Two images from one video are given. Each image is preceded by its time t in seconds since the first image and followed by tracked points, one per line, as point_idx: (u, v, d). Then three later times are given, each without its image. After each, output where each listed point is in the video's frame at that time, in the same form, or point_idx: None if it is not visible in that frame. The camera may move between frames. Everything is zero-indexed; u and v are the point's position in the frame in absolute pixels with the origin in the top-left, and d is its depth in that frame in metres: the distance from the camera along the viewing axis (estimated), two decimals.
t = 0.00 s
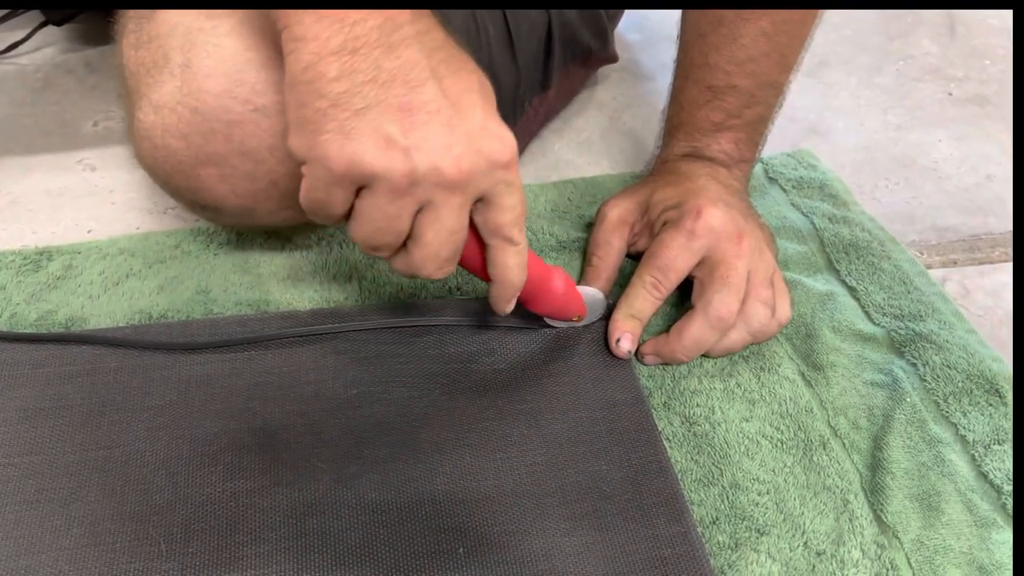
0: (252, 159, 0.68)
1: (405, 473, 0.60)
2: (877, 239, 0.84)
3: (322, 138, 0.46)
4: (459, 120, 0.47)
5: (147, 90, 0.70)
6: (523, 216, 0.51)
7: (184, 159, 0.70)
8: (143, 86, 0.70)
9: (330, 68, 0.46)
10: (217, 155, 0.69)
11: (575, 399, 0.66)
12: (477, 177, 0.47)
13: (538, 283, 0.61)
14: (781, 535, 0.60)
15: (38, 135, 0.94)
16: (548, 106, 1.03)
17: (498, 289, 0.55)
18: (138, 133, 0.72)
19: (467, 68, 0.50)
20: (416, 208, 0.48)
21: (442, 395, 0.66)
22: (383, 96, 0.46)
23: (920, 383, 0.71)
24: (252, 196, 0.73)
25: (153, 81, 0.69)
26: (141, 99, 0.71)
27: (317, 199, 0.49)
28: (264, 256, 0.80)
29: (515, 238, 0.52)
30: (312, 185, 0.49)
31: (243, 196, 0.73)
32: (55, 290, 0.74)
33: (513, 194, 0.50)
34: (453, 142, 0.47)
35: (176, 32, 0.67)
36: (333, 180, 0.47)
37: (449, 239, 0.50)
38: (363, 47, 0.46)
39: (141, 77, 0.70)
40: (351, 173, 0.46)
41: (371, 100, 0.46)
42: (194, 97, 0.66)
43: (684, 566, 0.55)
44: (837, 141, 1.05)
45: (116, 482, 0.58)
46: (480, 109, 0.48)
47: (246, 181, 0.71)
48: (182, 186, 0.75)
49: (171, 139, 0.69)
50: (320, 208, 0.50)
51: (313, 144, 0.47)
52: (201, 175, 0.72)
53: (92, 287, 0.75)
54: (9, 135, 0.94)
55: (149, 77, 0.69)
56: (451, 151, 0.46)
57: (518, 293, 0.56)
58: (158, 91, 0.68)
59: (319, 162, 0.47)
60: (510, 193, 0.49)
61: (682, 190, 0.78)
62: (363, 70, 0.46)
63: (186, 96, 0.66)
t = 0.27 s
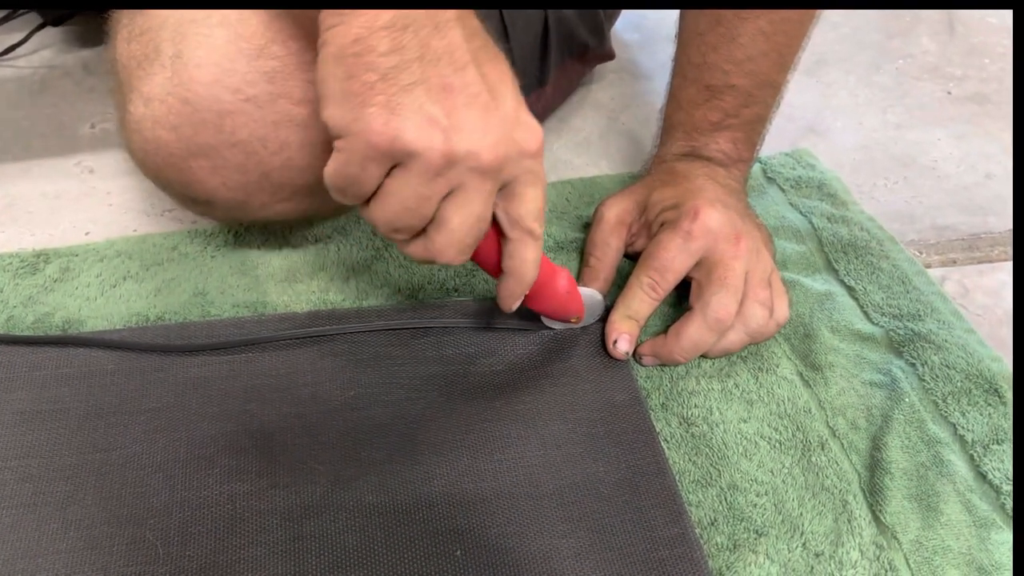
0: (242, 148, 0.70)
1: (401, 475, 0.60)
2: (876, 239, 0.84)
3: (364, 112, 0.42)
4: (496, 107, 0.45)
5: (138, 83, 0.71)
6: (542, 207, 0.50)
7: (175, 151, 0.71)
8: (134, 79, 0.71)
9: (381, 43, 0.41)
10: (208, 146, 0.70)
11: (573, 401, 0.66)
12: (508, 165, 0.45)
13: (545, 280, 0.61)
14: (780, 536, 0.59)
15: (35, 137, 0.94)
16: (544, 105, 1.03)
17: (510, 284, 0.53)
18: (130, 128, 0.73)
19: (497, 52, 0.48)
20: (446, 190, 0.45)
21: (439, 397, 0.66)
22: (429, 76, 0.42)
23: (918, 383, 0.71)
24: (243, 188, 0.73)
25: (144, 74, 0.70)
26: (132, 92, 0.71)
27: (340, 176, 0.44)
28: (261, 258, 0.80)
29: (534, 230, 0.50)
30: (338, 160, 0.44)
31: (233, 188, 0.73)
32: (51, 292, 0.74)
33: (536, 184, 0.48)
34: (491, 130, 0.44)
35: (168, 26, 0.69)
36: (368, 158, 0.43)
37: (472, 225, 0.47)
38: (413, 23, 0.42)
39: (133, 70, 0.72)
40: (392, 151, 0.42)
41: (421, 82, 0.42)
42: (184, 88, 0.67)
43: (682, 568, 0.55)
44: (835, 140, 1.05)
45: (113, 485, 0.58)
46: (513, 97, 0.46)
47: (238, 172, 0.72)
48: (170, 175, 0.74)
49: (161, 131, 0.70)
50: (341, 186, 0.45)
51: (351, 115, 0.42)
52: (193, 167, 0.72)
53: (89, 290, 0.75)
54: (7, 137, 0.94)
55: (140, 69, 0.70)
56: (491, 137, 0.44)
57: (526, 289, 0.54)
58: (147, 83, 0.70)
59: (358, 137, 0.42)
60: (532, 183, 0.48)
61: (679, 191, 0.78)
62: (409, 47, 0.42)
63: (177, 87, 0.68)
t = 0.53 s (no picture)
0: (242, 142, 0.70)
1: (406, 473, 0.60)
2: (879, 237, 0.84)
3: (442, 72, 0.39)
4: (550, 78, 0.45)
5: (139, 77, 0.72)
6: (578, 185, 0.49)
7: (175, 144, 0.71)
8: (136, 73, 0.72)
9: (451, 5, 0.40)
10: (207, 138, 0.70)
11: (577, 399, 0.66)
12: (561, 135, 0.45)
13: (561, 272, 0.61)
14: (784, 533, 0.60)
15: (39, 138, 0.95)
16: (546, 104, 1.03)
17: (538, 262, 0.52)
18: (130, 123, 0.73)
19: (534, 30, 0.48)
20: (500, 155, 0.44)
21: (444, 395, 0.66)
22: (496, 42, 0.42)
23: (922, 380, 0.71)
24: (242, 181, 0.74)
25: (145, 68, 0.71)
26: (133, 86, 0.72)
27: (400, 131, 0.42)
28: (265, 257, 0.80)
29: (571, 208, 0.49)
30: (401, 115, 0.41)
31: (235, 182, 0.74)
32: (57, 292, 0.74)
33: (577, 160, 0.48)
34: (552, 98, 0.43)
35: (168, 21, 0.71)
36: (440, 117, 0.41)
37: (519, 195, 0.46)
38: None
39: (134, 65, 0.73)
40: (465, 112, 0.40)
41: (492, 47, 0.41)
42: (184, 81, 0.69)
43: (687, 566, 0.55)
44: (838, 139, 1.05)
45: (119, 483, 0.58)
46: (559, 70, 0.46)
47: (237, 166, 0.72)
48: (170, 169, 0.74)
49: (161, 124, 0.70)
50: (396, 140, 0.43)
51: (426, 74, 0.39)
52: (193, 159, 0.72)
53: (94, 289, 0.75)
54: (11, 138, 0.94)
55: (141, 63, 0.71)
56: (554, 105, 0.43)
57: (548, 268, 0.53)
58: (147, 78, 0.71)
59: (433, 96, 0.40)
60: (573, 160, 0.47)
61: (681, 189, 0.78)
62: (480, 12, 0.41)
63: (178, 80, 0.69)
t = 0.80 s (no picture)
0: (239, 139, 0.71)
1: (405, 472, 0.60)
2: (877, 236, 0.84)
3: (541, 59, 0.39)
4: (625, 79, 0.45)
5: (135, 76, 0.72)
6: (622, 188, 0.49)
7: (171, 141, 0.71)
8: (132, 71, 0.73)
9: None
10: (203, 136, 0.71)
11: (575, 399, 0.66)
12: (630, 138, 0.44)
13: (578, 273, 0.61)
14: (781, 532, 0.60)
15: (40, 139, 0.95)
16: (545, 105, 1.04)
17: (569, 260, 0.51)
18: (127, 121, 0.73)
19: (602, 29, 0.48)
20: (569, 150, 0.42)
21: (442, 395, 0.66)
22: (587, 36, 0.41)
23: (919, 379, 0.71)
24: (237, 179, 0.74)
25: (142, 66, 0.71)
26: (129, 84, 0.73)
27: (479, 114, 0.40)
28: (264, 258, 0.80)
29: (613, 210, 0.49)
30: (485, 98, 0.40)
31: (230, 179, 0.74)
32: (57, 292, 0.75)
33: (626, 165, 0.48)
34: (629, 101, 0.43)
35: (165, 21, 0.71)
36: (527, 103, 0.39)
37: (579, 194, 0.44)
38: None
39: (131, 64, 0.73)
40: (555, 102, 0.39)
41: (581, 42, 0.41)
42: (179, 78, 0.69)
43: (684, 565, 0.56)
44: (837, 139, 1.05)
45: (120, 483, 0.59)
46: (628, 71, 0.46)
47: (233, 165, 0.73)
48: (167, 167, 0.74)
49: (157, 122, 0.71)
50: (472, 122, 0.41)
51: (522, 58, 0.38)
52: (189, 157, 0.72)
53: (95, 290, 0.75)
54: (12, 139, 0.95)
55: (138, 62, 0.72)
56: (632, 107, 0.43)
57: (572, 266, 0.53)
58: (144, 76, 0.71)
59: (528, 81, 0.39)
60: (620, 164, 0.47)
61: (677, 188, 0.79)
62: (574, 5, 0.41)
63: (173, 78, 0.69)
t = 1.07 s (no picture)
0: (240, 140, 0.71)
1: (401, 468, 0.60)
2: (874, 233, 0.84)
3: (535, 52, 0.39)
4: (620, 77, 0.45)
5: (136, 76, 0.72)
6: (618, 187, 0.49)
7: (172, 141, 0.72)
8: (133, 72, 0.73)
9: None
10: (204, 136, 0.71)
11: (571, 395, 0.66)
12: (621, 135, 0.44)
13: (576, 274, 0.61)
14: (777, 528, 0.60)
15: (39, 138, 0.95)
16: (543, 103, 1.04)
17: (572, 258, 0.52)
18: (128, 121, 0.74)
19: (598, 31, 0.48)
20: (564, 145, 0.42)
21: (440, 391, 0.66)
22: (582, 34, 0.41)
23: (916, 376, 0.72)
24: (240, 179, 0.74)
25: (143, 67, 0.72)
26: (131, 85, 0.73)
27: (474, 106, 0.40)
28: (262, 255, 0.80)
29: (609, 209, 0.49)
30: (479, 91, 0.40)
31: (232, 179, 0.74)
32: (56, 290, 0.75)
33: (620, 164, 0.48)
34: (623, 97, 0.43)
35: (166, 21, 0.71)
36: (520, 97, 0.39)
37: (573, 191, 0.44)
38: None
39: (133, 64, 0.73)
40: (548, 96, 0.39)
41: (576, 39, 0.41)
42: (181, 79, 0.69)
43: (679, 560, 0.56)
44: (835, 137, 1.05)
45: (118, 479, 0.59)
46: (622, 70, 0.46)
47: (234, 164, 0.73)
48: (169, 168, 0.74)
49: (159, 122, 0.71)
50: (467, 117, 0.41)
51: (516, 52, 0.38)
52: (191, 157, 0.72)
53: (93, 288, 0.76)
54: (12, 138, 0.95)
55: (139, 62, 0.72)
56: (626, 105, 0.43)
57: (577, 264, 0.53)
58: (146, 76, 0.71)
59: (522, 75, 0.38)
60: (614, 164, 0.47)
61: (672, 185, 0.79)
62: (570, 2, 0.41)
63: (173, 78, 0.70)
